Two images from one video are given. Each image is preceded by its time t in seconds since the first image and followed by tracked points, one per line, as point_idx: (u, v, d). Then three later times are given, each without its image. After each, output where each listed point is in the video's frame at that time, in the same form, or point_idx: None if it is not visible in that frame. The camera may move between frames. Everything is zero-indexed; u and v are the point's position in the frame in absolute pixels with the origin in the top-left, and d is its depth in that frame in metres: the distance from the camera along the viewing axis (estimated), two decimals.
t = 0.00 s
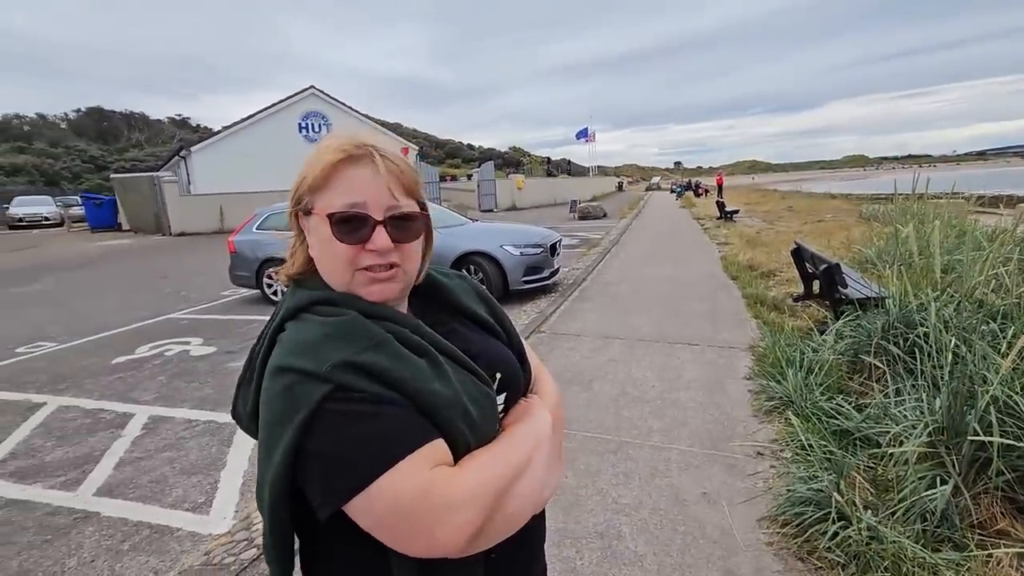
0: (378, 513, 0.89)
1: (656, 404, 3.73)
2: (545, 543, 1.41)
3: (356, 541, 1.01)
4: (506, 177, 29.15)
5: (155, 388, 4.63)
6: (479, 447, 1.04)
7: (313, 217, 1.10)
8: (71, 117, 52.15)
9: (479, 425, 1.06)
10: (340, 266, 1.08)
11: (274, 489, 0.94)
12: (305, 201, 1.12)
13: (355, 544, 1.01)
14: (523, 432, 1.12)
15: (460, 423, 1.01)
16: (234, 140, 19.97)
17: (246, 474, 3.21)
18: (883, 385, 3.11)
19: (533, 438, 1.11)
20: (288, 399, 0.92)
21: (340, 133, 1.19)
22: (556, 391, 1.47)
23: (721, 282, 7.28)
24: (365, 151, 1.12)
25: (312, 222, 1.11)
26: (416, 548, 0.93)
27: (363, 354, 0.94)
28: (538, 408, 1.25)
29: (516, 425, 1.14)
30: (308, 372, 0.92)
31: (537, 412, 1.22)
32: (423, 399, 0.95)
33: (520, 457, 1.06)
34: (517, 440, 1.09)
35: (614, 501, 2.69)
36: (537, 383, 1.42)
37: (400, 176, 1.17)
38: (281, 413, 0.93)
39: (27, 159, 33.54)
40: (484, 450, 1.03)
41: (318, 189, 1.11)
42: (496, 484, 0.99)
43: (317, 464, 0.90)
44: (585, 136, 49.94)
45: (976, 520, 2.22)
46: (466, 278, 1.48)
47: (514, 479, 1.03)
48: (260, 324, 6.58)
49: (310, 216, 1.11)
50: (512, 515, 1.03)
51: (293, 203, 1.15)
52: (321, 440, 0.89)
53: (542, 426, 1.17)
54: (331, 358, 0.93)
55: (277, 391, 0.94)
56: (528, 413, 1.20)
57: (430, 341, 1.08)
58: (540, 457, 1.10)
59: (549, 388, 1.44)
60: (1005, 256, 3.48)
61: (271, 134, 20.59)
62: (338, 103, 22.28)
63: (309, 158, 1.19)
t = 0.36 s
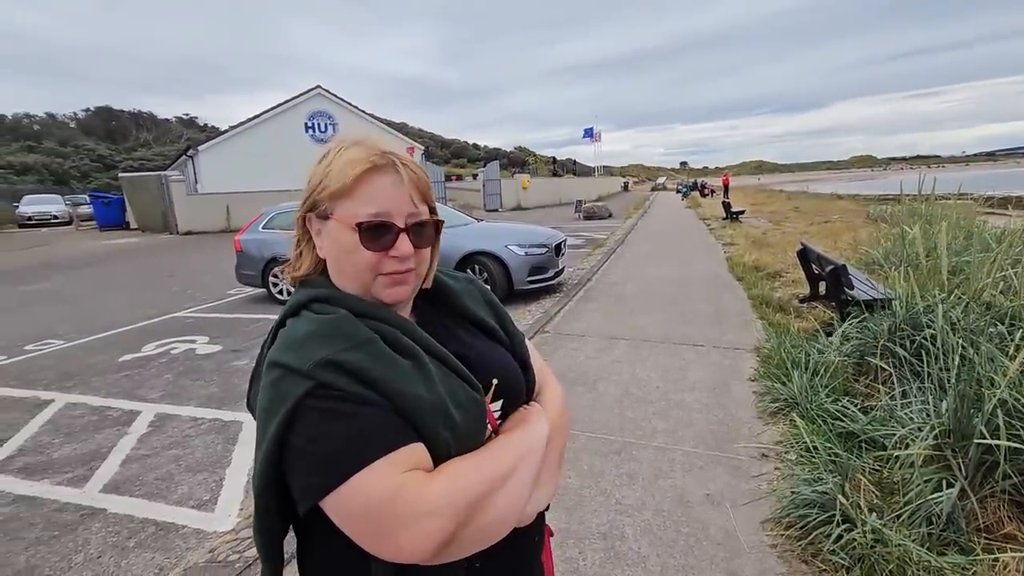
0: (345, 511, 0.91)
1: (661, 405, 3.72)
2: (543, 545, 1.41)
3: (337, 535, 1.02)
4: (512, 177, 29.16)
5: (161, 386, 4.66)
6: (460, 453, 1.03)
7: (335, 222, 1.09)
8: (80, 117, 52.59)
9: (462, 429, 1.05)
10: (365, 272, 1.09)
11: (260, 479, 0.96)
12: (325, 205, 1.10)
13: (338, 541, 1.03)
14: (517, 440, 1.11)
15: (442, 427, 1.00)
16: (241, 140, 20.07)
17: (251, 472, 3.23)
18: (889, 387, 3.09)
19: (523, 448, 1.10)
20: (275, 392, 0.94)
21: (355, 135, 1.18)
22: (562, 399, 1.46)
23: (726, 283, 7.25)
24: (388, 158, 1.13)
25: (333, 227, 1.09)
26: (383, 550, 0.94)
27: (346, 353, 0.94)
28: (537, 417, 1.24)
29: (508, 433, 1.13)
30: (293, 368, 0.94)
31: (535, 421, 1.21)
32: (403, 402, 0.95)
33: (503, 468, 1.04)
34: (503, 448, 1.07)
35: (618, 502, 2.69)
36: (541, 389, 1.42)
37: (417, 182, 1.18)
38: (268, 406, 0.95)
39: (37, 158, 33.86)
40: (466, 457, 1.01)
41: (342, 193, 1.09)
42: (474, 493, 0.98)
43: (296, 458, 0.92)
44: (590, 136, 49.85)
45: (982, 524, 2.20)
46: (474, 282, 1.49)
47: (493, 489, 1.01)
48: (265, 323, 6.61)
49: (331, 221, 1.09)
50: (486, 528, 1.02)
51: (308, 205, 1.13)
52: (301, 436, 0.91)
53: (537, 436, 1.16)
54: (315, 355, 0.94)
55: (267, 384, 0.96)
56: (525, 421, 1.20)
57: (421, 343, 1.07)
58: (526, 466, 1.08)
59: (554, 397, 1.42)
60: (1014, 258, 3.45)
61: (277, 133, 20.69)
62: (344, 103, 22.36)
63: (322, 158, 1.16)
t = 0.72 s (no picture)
0: (371, 516, 0.91)
1: (663, 404, 3.71)
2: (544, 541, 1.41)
3: (352, 542, 1.02)
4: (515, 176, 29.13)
5: (164, 383, 4.68)
6: (476, 449, 1.04)
7: (341, 220, 1.08)
8: (86, 114, 52.86)
9: (478, 428, 1.06)
10: (372, 270, 1.09)
11: (269, 489, 0.95)
12: (329, 203, 1.09)
13: (350, 545, 1.02)
14: (522, 434, 1.12)
15: (456, 425, 1.01)
16: (245, 138, 20.12)
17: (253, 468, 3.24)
18: (892, 388, 3.08)
19: (530, 442, 1.11)
20: (283, 400, 0.93)
21: (358, 132, 1.17)
22: (556, 392, 1.47)
23: (729, 283, 7.23)
24: (398, 157, 1.13)
25: (338, 226, 1.09)
26: (412, 552, 0.95)
27: (357, 355, 0.94)
28: (536, 410, 1.24)
29: (514, 427, 1.13)
30: (302, 374, 0.93)
31: (536, 414, 1.22)
32: (418, 403, 0.95)
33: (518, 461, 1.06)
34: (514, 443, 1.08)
35: (619, 501, 2.69)
36: (534, 383, 1.42)
37: (421, 182, 1.20)
38: (276, 414, 0.93)
39: (42, 155, 33.99)
40: (481, 454, 1.02)
41: (349, 190, 1.08)
42: (493, 487, 1.00)
43: (310, 466, 0.91)
44: (593, 135, 49.79)
45: (986, 526, 2.19)
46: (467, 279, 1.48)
47: (510, 483, 1.03)
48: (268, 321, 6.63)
49: (337, 219, 1.09)
50: (513, 519, 1.03)
51: (309, 203, 1.11)
52: (316, 443, 0.90)
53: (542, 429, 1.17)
54: (325, 360, 0.93)
55: (271, 392, 0.95)
56: (526, 416, 1.20)
57: (427, 341, 1.07)
58: (537, 460, 1.10)
59: (551, 390, 1.44)
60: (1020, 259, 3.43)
61: (281, 132, 20.73)
62: (348, 101, 22.38)
63: (324, 155, 1.15)
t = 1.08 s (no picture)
0: (397, 523, 0.90)
1: (665, 406, 3.71)
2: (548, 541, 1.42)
3: (369, 544, 1.01)
4: (518, 177, 29.14)
5: (166, 381, 4.68)
6: (491, 449, 1.05)
7: (362, 218, 1.07)
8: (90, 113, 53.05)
9: (493, 428, 1.07)
10: (394, 267, 1.09)
11: (283, 498, 0.94)
12: (348, 201, 1.07)
13: (363, 549, 1.02)
14: (530, 433, 1.13)
15: (473, 424, 1.01)
16: (248, 137, 20.18)
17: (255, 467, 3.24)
18: (896, 392, 3.08)
19: (537, 438, 1.13)
20: (299, 407, 0.92)
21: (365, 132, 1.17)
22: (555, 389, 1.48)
23: (731, 286, 7.22)
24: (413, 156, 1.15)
25: (357, 225, 1.07)
26: (437, 555, 0.95)
27: (373, 358, 0.94)
28: (540, 407, 1.25)
29: (523, 426, 1.15)
30: (317, 379, 0.92)
31: (540, 411, 1.23)
32: (435, 404, 0.95)
33: (532, 460, 1.08)
34: (526, 442, 1.10)
35: (621, 504, 2.68)
36: (533, 378, 1.43)
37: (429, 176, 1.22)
38: (290, 421, 0.93)
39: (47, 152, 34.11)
40: (496, 455, 1.04)
41: (368, 188, 1.07)
42: (511, 484, 1.02)
43: (328, 472, 0.90)
44: (596, 138, 49.83)
45: (990, 532, 2.17)
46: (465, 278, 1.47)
47: (525, 479, 1.05)
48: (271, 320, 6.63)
49: (356, 216, 1.07)
50: (527, 516, 1.08)
51: (322, 202, 1.08)
52: (334, 448, 0.90)
53: (549, 428, 1.19)
54: (341, 363, 0.93)
55: (283, 399, 0.94)
56: (531, 412, 1.21)
57: (438, 341, 1.07)
58: (547, 456, 1.14)
59: (551, 387, 1.46)
60: None
61: (285, 131, 20.77)
62: (352, 101, 22.43)
63: (332, 154, 1.13)
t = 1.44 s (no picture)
0: (392, 527, 0.90)
1: (657, 408, 3.72)
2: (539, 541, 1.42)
3: (361, 548, 1.00)
4: (512, 178, 29.14)
5: (155, 381, 4.63)
6: (483, 449, 1.05)
7: (370, 217, 1.07)
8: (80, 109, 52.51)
9: (484, 427, 1.06)
10: (400, 264, 1.11)
11: (269, 505, 0.92)
12: (355, 200, 1.06)
13: (354, 555, 1.01)
14: (520, 432, 1.13)
15: (465, 424, 1.00)
16: (241, 135, 20.02)
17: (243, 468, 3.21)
18: (886, 395, 3.10)
19: (528, 439, 1.13)
20: (286, 412, 0.91)
21: (356, 131, 1.17)
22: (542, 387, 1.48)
23: (724, 288, 7.25)
24: (408, 155, 1.18)
25: (364, 223, 1.07)
26: (434, 557, 0.95)
27: (364, 360, 0.93)
28: (529, 405, 1.26)
29: (513, 425, 1.15)
30: (306, 382, 0.91)
31: (529, 410, 1.23)
32: (428, 404, 0.94)
33: (524, 459, 1.09)
34: (516, 442, 1.10)
35: (612, 505, 2.69)
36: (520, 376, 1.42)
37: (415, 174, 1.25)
38: (277, 427, 0.91)
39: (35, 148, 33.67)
40: (488, 455, 1.04)
41: (375, 186, 1.08)
42: (503, 484, 1.02)
43: (319, 476, 0.89)
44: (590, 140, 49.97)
45: (978, 533, 2.20)
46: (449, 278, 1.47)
47: (517, 478, 1.06)
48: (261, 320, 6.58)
49: (364, 215, 1.07)
50: (521, 516, 1.09)
51: (326, 201, 1.05)
52: (324, 454, 0.89)
53: (538, 427, 1.20)
54: (330, 365, 0.91)
55: (270, 403, 0.92)
56: (519, 411, 1.21)
57: (427, 341, 1.06)
58: (539, 455, 1.15)
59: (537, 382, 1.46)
60: (1014, 267, 3.47)
61: (278, 130, 20.65)
62: (346, 101, 22.34)
63: (327, 152, 1.10)
